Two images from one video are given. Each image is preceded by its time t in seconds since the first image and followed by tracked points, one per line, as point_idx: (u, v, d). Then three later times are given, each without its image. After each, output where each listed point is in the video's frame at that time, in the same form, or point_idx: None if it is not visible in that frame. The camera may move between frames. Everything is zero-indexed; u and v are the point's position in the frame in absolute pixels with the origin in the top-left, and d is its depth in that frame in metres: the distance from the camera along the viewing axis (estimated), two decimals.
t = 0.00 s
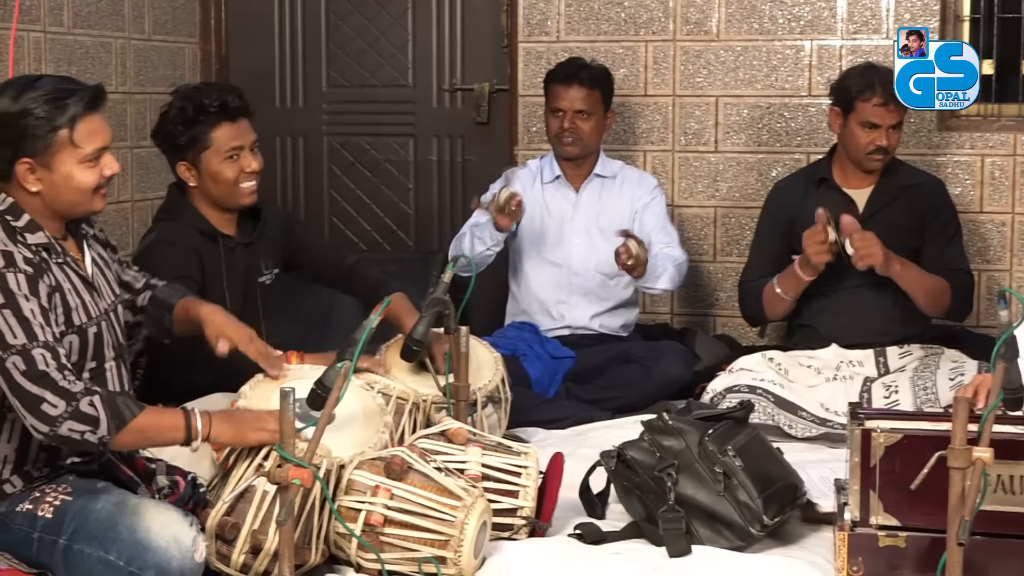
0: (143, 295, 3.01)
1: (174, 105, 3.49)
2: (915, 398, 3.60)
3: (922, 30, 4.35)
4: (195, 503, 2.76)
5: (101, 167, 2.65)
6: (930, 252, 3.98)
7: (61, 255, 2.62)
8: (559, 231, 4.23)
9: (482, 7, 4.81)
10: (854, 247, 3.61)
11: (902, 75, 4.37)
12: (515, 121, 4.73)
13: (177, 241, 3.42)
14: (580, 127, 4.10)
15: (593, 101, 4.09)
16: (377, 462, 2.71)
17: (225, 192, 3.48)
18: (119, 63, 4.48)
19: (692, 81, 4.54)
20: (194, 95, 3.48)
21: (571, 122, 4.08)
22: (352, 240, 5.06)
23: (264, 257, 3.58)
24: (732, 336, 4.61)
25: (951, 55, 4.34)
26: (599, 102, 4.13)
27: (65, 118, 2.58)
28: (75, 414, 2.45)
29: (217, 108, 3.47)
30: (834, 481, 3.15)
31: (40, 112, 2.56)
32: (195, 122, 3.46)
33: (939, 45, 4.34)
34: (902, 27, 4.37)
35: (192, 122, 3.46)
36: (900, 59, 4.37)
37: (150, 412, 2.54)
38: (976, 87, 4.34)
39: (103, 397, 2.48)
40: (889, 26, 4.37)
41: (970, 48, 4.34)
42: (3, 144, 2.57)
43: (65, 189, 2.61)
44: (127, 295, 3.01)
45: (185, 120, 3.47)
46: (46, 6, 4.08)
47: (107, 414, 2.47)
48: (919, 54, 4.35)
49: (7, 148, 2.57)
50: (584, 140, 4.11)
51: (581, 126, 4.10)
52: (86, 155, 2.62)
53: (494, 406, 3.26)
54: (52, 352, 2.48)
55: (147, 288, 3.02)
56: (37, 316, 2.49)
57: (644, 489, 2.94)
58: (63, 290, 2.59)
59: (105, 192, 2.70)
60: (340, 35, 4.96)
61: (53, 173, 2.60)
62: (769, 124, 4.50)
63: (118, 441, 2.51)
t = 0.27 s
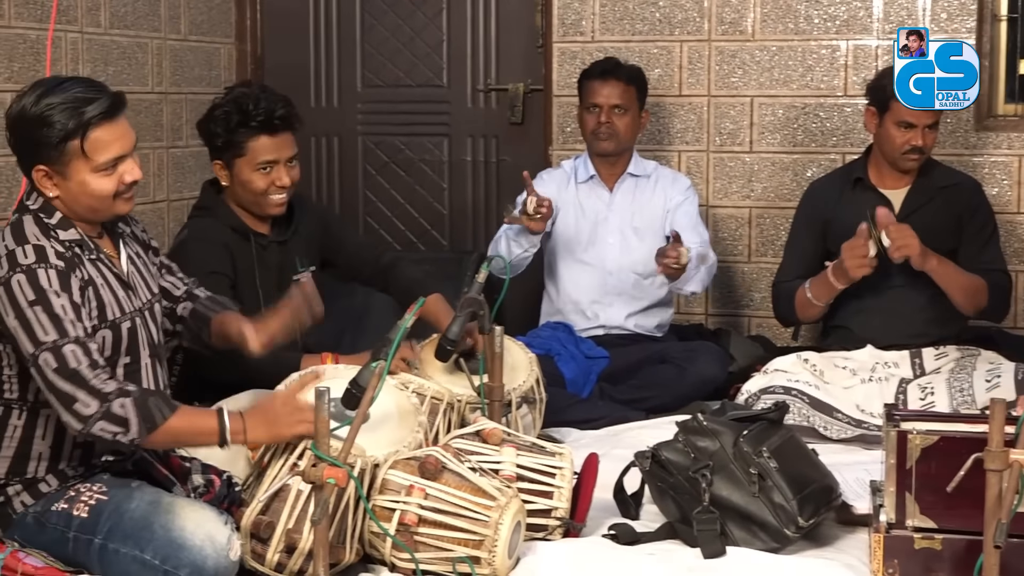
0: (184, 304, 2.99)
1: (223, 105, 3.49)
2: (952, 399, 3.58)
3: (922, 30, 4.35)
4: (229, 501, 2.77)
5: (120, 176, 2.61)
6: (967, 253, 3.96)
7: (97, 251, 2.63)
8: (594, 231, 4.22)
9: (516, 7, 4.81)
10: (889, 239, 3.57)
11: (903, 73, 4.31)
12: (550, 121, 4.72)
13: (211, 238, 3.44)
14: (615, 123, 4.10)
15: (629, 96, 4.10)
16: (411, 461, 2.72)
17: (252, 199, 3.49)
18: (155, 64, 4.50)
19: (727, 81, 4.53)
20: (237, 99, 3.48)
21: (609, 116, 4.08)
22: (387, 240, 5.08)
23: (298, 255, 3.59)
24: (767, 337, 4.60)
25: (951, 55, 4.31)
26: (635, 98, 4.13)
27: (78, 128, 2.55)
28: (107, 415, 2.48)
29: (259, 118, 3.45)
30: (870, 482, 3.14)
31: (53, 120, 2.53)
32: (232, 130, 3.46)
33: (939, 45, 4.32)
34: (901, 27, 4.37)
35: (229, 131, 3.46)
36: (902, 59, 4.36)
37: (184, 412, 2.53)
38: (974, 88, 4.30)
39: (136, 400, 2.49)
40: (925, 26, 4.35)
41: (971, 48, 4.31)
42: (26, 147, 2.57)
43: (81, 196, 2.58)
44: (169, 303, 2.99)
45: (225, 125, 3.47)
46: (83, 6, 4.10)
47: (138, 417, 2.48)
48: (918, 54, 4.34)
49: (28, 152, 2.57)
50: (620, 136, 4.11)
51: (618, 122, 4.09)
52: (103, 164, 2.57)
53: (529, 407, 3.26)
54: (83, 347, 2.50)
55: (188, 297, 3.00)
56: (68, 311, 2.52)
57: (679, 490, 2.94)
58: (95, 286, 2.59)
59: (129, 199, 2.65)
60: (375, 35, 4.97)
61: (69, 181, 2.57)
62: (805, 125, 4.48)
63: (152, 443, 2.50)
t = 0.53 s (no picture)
0: (219, 310, 3.01)
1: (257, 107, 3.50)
2: (990, 403, 3.54)
3: (922, 30, 4.36)
4: (266, 502, 2.80)
5: (157, 160, 2.65)
6: (1006, 254, 3.92)
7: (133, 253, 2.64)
8: (629, 232, 4.22)
9: (553, 8, 4.81)
10: (928, 233, 3.56)
11: (903, 74, 4.37)
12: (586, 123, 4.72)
13: (247, 236, 3.44)
14: (653, 120, 4.09)
15: (665, 93, 4.10)
16: (447, 463, 2.72)
17: (283, 199, 3.50)
18: (193, 65, 4.51)
19: (764, 82, 4.52)
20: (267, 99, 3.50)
21: (647, 112, 4.07)
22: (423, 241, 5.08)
23: (336, 253, 3.61)
24: (804, 339, 4.58)
25: (952, 55, 4.31)
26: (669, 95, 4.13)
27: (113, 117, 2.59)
28: (138, 419, 2.48)
29: (287, 118, 3.46)
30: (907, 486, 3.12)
31: (89, 113, 2.57)
32: (261, 130, 3.48)
33: (941, 44, 4.34)
34: (901, 27, 4.38)
35: (258, 130, 3.48)
36: (902, 59, 4.38)
37: (214, 409, 2.53)
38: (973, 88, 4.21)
39: (165, 402, 2.49)
40: (963, 27, 4.32)
41: (970, 48, 4.32)
42: (61, 149, 2.60)
43: (124, 187, 2.62)
44: (205, 308, 3.01)
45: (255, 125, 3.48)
46: (122, 8, 4.12)
47: (169, 419, 2.49)
48: (918, 54, 4.35)
49: (65, 152, 2.60)
50: (657, 132, 4.10)
51: (656, 118, 4.09)
52: (141, 149, 2.62)
53: (564, 408, 3.25)
54: (116, 354, 2.50)
55: (224, 304, 3.01)
56: (104, 317, 2.52)
57: (715, 492, 2.93)
58: (132, 290, 2.61)
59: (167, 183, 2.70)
60: (412, 37, 4.98)
61: (110, 173, 2.61)
62: (842, 126, 4.47)
63: (185, 442, 2.51)
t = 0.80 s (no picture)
0: (263, 301, 3.03)
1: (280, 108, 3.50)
2: None
3: (923, 29, 4.38)
4: (298, 506, 2.75)
5: (193, 156, 2.68)
6: None
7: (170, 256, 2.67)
8: (661, 236, 4.22)
9: (586, 11, 4.80)
10: (957, 239, 3.54)
11: (902, 75, 4.41)
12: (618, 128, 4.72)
13: (278, 240, 3.46)
14: (686, 123, 4.09)
15: (697, 96, 4.08)
16: (479, 467, 2.72)
17: (308, 200, 3.52)
18: (227, 70, 4.53)
19: (797, 87, 4.51)
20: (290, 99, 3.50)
21: (679, 115, 4.06)
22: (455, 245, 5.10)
23: (367, 258, 3.63)
24: (836, 344, 4.57)
25: (951, 55, 4.34)
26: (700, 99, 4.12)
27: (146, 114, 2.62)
28: (173, 422, 2.48)
29: (306, 118, 3.47)
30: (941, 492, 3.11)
31: (121, 113, 2.60)
32: (282, 131, 3.50)
33: (939, 45, 4.36)
34: (901, 27, 4.39)
35: (281, 131, 3.50)
36: (901, 58, 4.41)
37: (248, 418, 2.53)
38: (977, 89, 4.27)
39: (201, 407, 2.49)
40: (998, 32, 4.30)
41: (972, 48, 4.32)
42: (98, 152, 2.63)
43: (162, 183, 2.64)
44: (246, 301, 3.03)
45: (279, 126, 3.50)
46: (156, 13, 4.13)
47: (205, 424, 2.49)
48: (919, 54, 4.39)
49: (101, 154, 2.63)
50: (689, 136, 4.10)
51: (688, 120, 4.07)
52: (176, 145, 2.64)
53: (597, 413, 3.25)
54: (156, 356, 2.51)
55: (266, 295, 3.03)
56: (144, 319, 2.53)
57: (747, 497, 2.92)
58: (168, 294, 2.62)
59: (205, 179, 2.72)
60: (444, 41, 4.99)
61: (146, 171, 2.63)
62: (876, 131, 4.45)
63: (217, 449, 2.51)
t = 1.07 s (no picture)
0: (299, 305, 3.01)
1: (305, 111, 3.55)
2: None
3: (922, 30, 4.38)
4: (328, 509, 2.80)
5: (225, 156, 2.68)
6: None
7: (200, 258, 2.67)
8: (689, 240, 4.20)
9: (615, 14, 4.80)
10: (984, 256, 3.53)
11: (902, 75, 4.42)
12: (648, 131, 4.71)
13: (309, 244, 3.46)
14: (715, 125, 4.07)
15: (726, 97, 4.08)
16: (508, 471, 2.73)
17: (338, 202, 3.54)
18: (257, 74, 4.54)
19: (827, 90, 4.50)
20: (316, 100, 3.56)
21: (709, 116, 4.06)
22: (484, 249, 5.12)
23: (397, 263, 3.65)
24: (866, 349, 4.55)
25: (951, 55, 4.36)
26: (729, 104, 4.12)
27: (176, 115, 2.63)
28: (210, 418, 2.47)
29: (331, 118, 3.50)
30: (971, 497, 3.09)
31: (152, 114, 2.62)
32: (309, 133, 3.53)
33: (940, 45, 4.37)
34: (901, 27, 4.40)
35: (308, 133, 3.53)
36: (901, 59, 4.41)
37: (285, 409, 2.53)
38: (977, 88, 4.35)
39: (238, 401, 2.49)
40: None
41: (971, 48, 4.34)
42: (131, 155, 2.64)
43: (194, 182, 2.65)
44: (284, 306, 3.01)
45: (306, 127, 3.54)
46: (187, 18, 4.15)
47: (242, 417, 2.48)
48: (919, 54, 4.40)
49: (134, 157, 2.64)
50: (719, 138, 4.09)
51: (717, 121, 4.06)
52: (206, 144, 2.65)
53: (625, 417, 3.24)
54: (190, 355, 2.51)
55: (303, 298, 3.01)
56: (176, 319, 2.54)
57: (777, 502, 2.92)
58: (199, 297, 2.63)
59: (239, 179, 2.72)
60: (473, 45, 5.01)
61: (178, 171, 2.64)
62: (906, 135, 4.44)
63: (256, 442, 2.51)
